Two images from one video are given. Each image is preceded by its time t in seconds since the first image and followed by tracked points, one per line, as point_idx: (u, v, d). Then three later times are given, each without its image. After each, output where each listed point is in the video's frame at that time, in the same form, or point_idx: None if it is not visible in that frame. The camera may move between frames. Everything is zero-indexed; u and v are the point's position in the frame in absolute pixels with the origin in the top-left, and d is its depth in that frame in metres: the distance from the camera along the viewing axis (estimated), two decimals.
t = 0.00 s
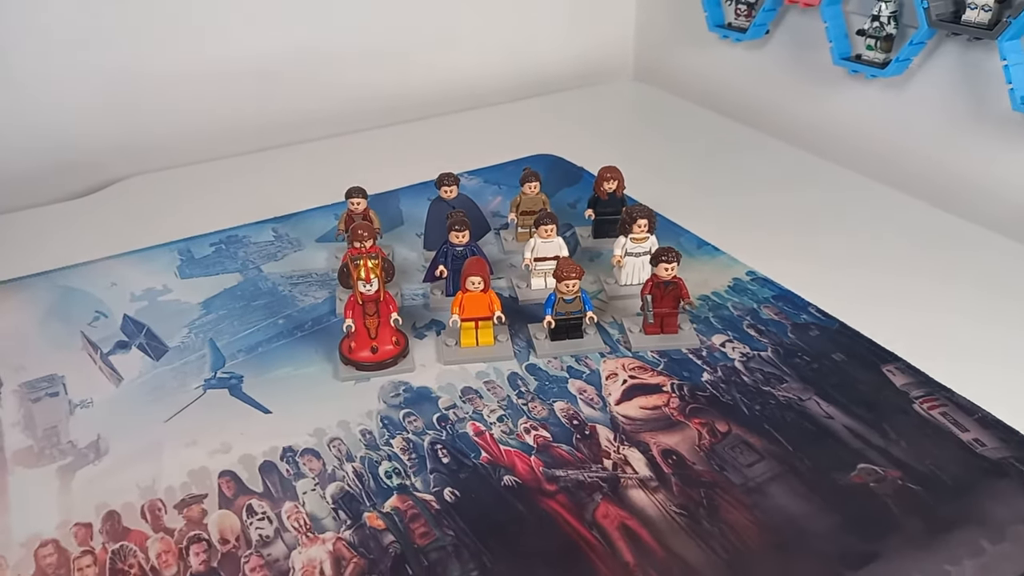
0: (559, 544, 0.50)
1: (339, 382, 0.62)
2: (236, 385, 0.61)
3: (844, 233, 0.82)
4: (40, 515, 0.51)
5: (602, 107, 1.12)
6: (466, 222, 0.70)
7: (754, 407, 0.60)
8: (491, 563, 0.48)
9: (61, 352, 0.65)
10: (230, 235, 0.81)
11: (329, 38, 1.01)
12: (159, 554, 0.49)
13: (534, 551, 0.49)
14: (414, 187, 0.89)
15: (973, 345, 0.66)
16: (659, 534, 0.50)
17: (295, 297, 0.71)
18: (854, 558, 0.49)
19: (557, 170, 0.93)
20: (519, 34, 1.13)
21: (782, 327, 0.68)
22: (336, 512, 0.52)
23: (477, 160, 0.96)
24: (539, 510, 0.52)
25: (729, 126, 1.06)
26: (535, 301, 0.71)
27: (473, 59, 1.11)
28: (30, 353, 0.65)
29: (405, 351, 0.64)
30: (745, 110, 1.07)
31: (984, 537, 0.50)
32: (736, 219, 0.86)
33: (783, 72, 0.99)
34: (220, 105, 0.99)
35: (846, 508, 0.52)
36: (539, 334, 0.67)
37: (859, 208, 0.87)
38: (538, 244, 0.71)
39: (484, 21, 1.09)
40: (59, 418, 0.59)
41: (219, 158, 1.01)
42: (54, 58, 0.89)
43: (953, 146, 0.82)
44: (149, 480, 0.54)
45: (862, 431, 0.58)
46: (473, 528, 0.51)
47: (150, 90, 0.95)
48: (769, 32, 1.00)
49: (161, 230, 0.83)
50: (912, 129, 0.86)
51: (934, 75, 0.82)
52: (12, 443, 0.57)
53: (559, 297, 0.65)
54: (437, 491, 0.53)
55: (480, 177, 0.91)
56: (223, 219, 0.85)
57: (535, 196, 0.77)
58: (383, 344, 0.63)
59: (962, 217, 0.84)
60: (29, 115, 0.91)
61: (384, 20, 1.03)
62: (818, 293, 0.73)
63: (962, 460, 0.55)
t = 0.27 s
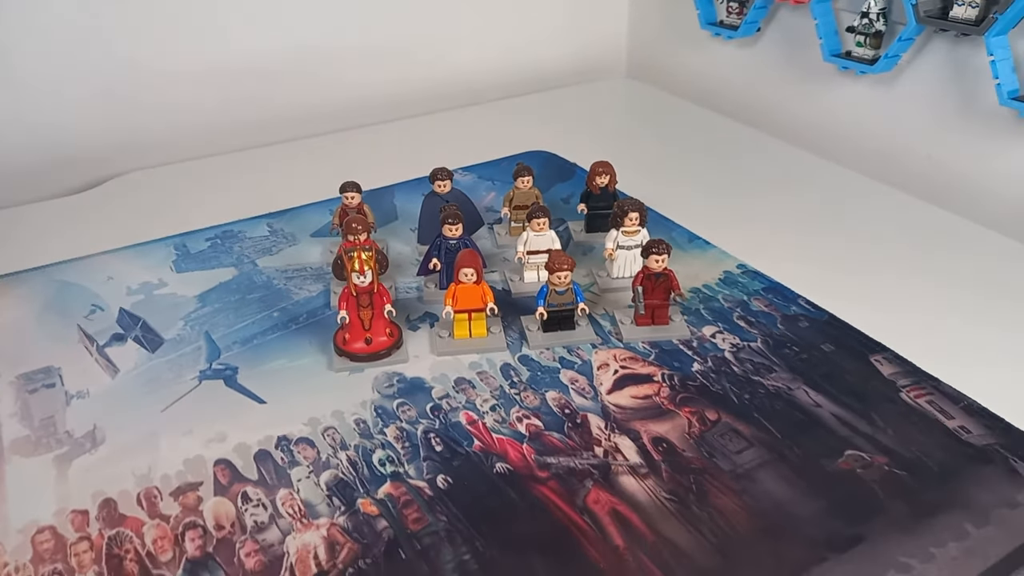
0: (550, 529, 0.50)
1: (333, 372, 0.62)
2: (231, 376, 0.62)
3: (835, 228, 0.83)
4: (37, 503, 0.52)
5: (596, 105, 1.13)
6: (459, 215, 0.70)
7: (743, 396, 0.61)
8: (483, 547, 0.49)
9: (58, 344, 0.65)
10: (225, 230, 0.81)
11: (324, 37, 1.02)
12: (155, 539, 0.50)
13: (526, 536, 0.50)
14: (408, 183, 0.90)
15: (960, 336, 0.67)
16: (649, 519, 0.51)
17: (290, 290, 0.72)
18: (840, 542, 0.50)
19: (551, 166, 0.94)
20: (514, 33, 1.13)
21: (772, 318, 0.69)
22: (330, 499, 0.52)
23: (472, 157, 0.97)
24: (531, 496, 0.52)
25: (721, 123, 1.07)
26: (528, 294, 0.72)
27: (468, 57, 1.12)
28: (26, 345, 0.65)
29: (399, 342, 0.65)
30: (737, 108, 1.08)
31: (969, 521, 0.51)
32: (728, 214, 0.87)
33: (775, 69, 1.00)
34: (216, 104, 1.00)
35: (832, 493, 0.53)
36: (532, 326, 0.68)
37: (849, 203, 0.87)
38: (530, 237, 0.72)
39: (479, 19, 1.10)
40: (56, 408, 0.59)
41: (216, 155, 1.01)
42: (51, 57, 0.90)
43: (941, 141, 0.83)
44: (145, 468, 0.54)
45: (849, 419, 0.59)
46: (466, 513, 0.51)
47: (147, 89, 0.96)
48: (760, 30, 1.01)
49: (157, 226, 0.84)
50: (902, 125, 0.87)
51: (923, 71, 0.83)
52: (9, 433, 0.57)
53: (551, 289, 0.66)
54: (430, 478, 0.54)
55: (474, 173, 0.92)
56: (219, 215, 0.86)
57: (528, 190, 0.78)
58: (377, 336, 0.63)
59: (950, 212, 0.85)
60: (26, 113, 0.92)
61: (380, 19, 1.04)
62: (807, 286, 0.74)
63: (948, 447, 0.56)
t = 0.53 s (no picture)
0: (544, 514, 0.50)
1: (329, 362, 0.63)
2: (227, 366, 0.62)
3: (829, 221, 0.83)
4: (33, 491, 0.52)
5: (592, 101, 1.14)
6: (454, 207, 0.70)
7: (737, 384, 0.61)
8: (478, 533, 0.49)
9: (54, 335, 0.66)
10: (221, 223, 0.82)
11: (320, 32, 1.02)
12: (151, 526, 0.50)
13: (521, 522, 0.50)
14: (405, 177, 0.90)
15: (952, 325, 0.67)
16: (643, 505, 0.51)
17: (286, 282, 0.72)
18: (833, 527, 0.50)
19: (546, 160, 0.94)
20: (510, 30, 1.14)
21: (766, 309, 0.69)
22: (326, 486, 0.53)
23: (468, 152, 0.97)
24: (526, 483, 0.53)
25: (716, 118, 1.08)
26: (523, 285, 0.73)
27: (464, 53, 1.12)
28: (23, 336, 0.65)
29: (395, 333, 0.65)
30: (732, 103, 1.08)
31: (961, 506, 0.51)
32: (723, 207, 0.87)
33: (769, 64, 1.01)
34: (213, 99, 1.00)
35: (826, 479, 0.53)
36: (527, 316, 0.68)
37: (844, 197, 0.88)
38: (525, 229, 0.72)
39: (475, 15, 1.10)
40: (53, 398, 0.59)
41: (212, 151, 1.02)
42: (48, 52, 0.90)
43: (935, 134, 0.84)
44: (141, 457, 0.54)
45: (843, 406, 0.59)
46: (461, 500, 0.52)
47: (144, 84, 0.96)
48: (755, 25, 1.01)
49: (154, 221, 0.84)
50: (896, 118, 0.87)
51: (916, 64, 0.83)
52: (5, 422, 0.57)
53: (546, 280, 0.66)
54: (426, 465, 0.54)
55: (470, 167, 0.92)
56: (216, 209, 0.86)
57: (523, 182, 0.78)
58: (373, 326, 0.64)
59: (943, 204, 0.85)
60: (23, 108, 0.92)
61: (376, 15, 1.04)
62: (802, 278, 0.74)
63: (941, 434, 0.56)
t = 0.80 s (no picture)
0: (546, 505, 0.50)
1: (329, 356, 0.63)
2: (226, 359, 0.62)
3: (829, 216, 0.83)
4: (31, 483, 0.52)
5: (590, 99, 1.14)
6: (454, 200, 0.70)
7: (738, 377, 0.61)
8: (479, 523, 0.49)
9: (52, 330, 0.65)
10: (220, 219, 0.81)
11: (318, 30, 1.02)
12: (151, 518, 0.49)
13: (522, 513, 0.50)
14: (404, 173, 0.90)
15: (952, 318, 0.67)
16: (645, 495, 0.51)
17: (285, 277, 0.72)
18: (836, 517, 0.50)
19: (545, 157, 0.94)
20: (508, 28, 1.14)
21: (766, 302, 0.69)
22: (327, 478, 0.52)
23: (466, 149, 0.97)
24: (527, 474, 0.53)
25: (715, 116, 1.08)
26: (523, 280, 0.72)
27: (462, 52, 1.12)
28: (20, 331, 0.65)
29: (395, 326, 0.65)
30: (730, 101, 1.09)
31: (964, 496, 0.51)
32: (721, 203, 0.87)
33: (768, 61, 1.01)
34: (211, 97, 1.00)
35: (827, 470, 0.53)
36: (527, 310, 0.68)
37: (844, 192, 0.88)
38: (525, 222, 0.72)
39: (473, 14, 1.11)
40: (51, 392, 0.59)
41: (211, 149, 1.01)
42: (46, 48, 0.90)
43: (934, 129, 0.84)
44: (140, 449, 0.54)
45: (844, 398, 0.59)
46: (462, 491, 0.51)
47: (142, 81, 0.96)
48: (753, 22, 1.01)
49: (152, 217, 0.84)
50: (895, 114, 0.87)
51: (914, 60, 0.83)
52: (3, 415, 0.57)
53: (546, 272, 0.66)
54: (427, 457, 0.54)
55: (469, 164, 0.92)
56: (214, 206, 0.86)
57: (523, 177, 0.78)
58: (373, 320, 0.64)
59: (942, 199, 0.85)
60: (21, 104, 0.91)
61: (374, 13, 1.04)
62: (802, 272, 0.74)
63: (942, 425, 0.56)
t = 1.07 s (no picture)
0: (548, 503, 0.51)
1: (333, 357, 0.63)
2: (231, 360, 0.62)
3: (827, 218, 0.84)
4: (38, 483, 0.52)
5: (590, 103, 1.14)
6: (456, 203, 0.71)
7: (739, 377, 0.61)
8: (483, 521, 0.50)
9: (57, 332, 0.66)
10: (224, 222, 0.82)
11: (320, 35, 1.03)
12: (157, 517, 0.50)
13: (525, 511, 0.50)
14: (406, 177, 0.90)
15: (950, 319, 0.68)
16: (647, 494, 0.51)
17: (289, 279, 0.72)
18: (836, 515, 0.50)
19: (546, 160, 0.95)
20: (508, 33, 1.15)
21: (766, 304, 0.70)
22: (331, 477, 0.53)
23: (468, 153, 0.98)
24: (530, 473, 0.53)
25: (714, 120, 1.09)
26: (525, 282, 0.73)
27: (463, 56, 1.13)
28: (26, 332, 0.66)
29: (398, 328, 0.65)
30: (729, 105, 1.09)
31: (963, 494, 0.51)
32: (721, 206, 0.88)
33: (766, 65, 1.02)
34: (214, 101, 1.00)
35: (828, 469, 0.53)
36: (529, 312, 0.68)
37: (842, 195, 0.88)
38: (527, 225, 0.73)
39: (473, 18, 1.11)
40: (57, 392, 0.59)
41: (213, 152, 1.02)
42: (50, 52, 0.90)
43: (931, 132, 0.84)
44: (146, 449, 0.55)
45: (843, 398, 0.59)
46: (465, 490, 0.52)
47: (145, 85, 0.96)
48: (752, 27, 1.02)
49: (156, 221, 0.84)
50: (894, 117, 0.88)
51: (912, 64, 0.84)
52: (10, 416, 0.57)
53: (548, 274, 0.67)
54: (430, 456, 0.54)
55: (471, 168, 0.93)
56: (218, 209, 0.86)
57: (524, 180, 0.79)
58: (375, 321, 0.64)
59: (940, 202, 0.86)
60: (25, 108, 0.92)
61: (376, 18, 1.05)
62: (801, 274, 0.74)
63: (941, 424, 0.57)
